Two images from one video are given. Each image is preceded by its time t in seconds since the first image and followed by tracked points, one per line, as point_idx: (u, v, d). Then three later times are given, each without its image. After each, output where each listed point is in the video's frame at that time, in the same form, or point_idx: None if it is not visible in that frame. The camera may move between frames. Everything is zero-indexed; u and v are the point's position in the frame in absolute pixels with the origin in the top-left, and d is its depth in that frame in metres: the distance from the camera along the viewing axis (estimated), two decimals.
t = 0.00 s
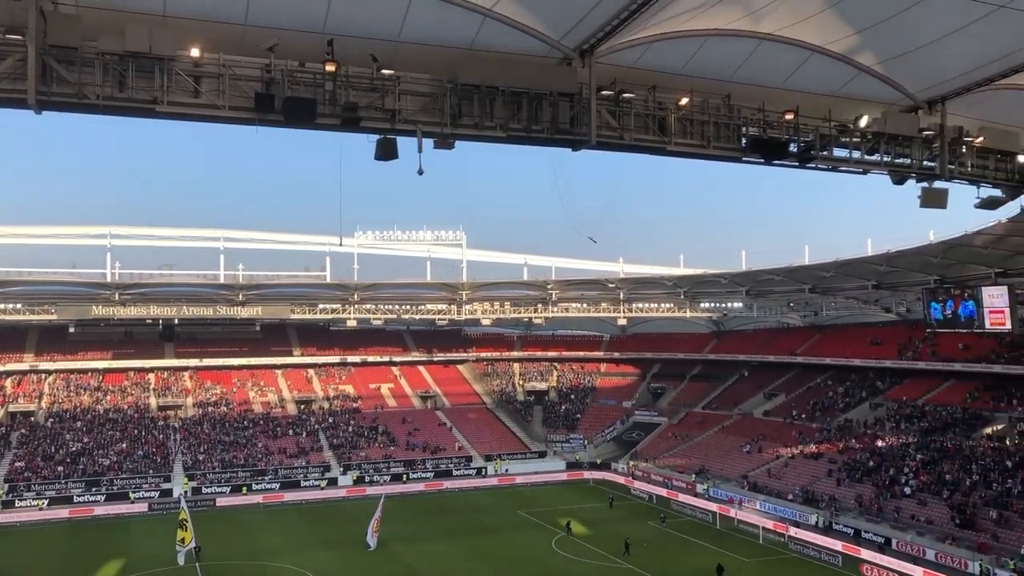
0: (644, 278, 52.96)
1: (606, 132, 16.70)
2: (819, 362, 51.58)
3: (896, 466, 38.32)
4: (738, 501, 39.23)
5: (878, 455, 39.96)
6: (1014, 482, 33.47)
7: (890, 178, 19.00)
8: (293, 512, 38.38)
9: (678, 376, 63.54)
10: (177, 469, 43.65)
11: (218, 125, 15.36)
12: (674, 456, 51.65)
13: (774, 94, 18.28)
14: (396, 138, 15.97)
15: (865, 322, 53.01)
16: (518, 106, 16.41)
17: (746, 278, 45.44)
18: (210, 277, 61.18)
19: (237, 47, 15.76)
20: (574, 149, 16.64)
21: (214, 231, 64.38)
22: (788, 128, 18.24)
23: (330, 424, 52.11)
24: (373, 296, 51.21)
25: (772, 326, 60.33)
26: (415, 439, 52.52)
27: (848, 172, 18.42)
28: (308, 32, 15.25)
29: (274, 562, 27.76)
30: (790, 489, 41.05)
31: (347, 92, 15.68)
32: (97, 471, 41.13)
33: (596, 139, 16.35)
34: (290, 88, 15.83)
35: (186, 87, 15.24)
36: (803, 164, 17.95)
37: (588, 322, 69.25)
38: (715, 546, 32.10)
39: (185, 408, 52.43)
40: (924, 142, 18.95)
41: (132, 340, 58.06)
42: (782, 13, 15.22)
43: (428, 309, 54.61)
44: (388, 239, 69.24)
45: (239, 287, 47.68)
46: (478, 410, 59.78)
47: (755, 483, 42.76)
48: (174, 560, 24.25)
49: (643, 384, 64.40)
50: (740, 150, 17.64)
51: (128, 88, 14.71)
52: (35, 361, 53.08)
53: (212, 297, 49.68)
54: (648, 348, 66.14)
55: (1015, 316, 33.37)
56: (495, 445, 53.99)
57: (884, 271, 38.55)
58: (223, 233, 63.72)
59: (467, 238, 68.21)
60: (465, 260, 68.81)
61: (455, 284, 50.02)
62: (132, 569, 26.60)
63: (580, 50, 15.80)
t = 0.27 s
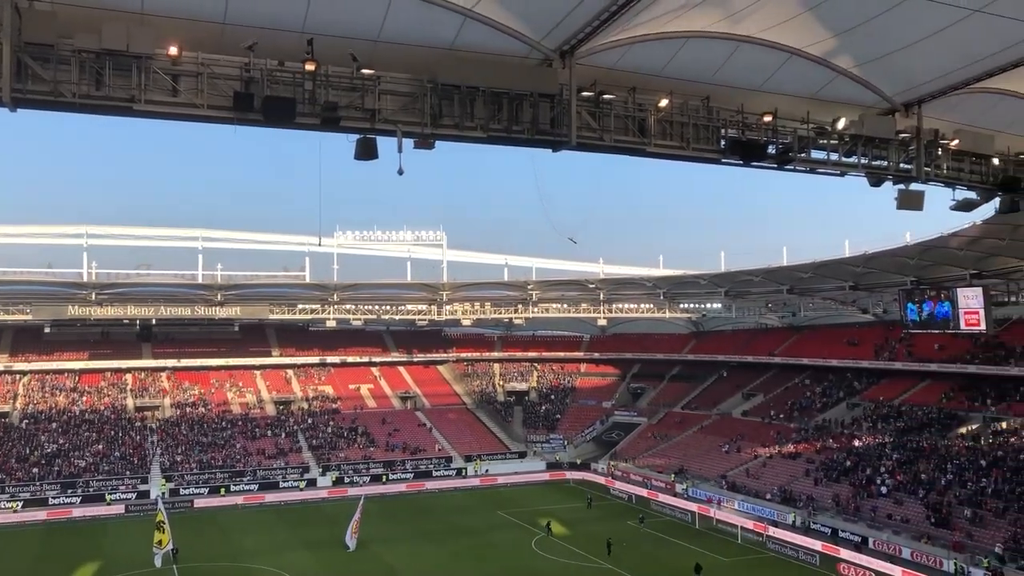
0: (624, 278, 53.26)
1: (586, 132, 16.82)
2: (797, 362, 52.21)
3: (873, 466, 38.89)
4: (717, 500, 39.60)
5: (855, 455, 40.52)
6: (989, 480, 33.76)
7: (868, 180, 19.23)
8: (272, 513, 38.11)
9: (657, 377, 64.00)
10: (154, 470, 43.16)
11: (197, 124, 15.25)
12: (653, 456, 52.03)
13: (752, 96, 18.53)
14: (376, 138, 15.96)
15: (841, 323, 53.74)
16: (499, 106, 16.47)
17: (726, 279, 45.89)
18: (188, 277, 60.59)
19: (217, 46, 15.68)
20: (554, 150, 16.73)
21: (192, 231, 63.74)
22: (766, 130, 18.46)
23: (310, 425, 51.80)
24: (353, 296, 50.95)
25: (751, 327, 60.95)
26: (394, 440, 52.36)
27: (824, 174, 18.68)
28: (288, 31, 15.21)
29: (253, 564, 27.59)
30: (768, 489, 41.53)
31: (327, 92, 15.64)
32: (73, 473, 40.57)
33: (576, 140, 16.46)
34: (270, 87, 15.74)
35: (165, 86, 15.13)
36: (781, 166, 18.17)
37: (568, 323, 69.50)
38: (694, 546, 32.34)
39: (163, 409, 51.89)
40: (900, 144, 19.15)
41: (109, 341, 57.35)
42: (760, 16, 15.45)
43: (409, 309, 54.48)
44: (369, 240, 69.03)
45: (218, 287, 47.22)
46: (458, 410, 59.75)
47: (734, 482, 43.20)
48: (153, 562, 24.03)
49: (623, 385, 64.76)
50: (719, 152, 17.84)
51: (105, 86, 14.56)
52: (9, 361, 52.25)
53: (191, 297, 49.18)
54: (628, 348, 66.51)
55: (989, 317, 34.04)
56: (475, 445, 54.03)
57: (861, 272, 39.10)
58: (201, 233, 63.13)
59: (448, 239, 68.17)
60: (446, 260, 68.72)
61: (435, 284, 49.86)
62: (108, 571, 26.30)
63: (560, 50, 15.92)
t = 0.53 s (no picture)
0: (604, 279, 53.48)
1: (567, 134, 16.93)
2: (776, 363, 52.78)
3: (850, 466, 39.41)
4: (696, 501, 39.90)
5: (833, 456, 41.05)
6: (964, 479, 34.18)
7: (845, 182, 19.46)
8: (251, 516, 37.80)
9: (637, 378, 64.41)
10: (131, 472, 42.61)
11: (174, 124, 15.14)
12: (633, 456, 52.34)
13: (732, 99, 18.72)
14: (356, 139, 15.95)
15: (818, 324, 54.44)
16: (479, 107, 16.51)
17: (705, 280, 46.29)
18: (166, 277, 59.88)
19: (195, 45, 15.58)
20: (535, 151, 16.83)
21: (170, 231, 62.93)
22: (745, 132, 18.68)
23: (289, 427, 51.43)
24: (334, 297, 50.62)
25: (730, 328, 61.50)
26: (374, 442, 52.16)
27: (802, 176, 18.93)
28: (268, 31, 15.16)
29: (231, 567, 27.38)
30: (748, 489, 41.95)
31: (307, 92, 15.60)
32: (48, 476, 39.97)
33: (556, 142, 16.56)
34: (249, 88, 15.66)
35: (142, 85, 15.00)
36: (759, 168, 18.38)
37: (549, 324, 69.65)
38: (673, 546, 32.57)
39: (140, 411, 51.28)
40: (877, 146, 19.36)
41: (85, 342, 56.55)
42: (738, 20, 15.66)
43: (389, 310, 54.27)
44: (349, 241, 68.69)
45: (196, 287, 46.66)
46: (438, 412, 59.64)
47: (713, 483, 43.59)
48: (130, 566, 23.78)
49: (603, 385, 65.04)
50: (698, 154, 18.03)
51: (81, 85, 14.41)
52: None
53: (169, 298, 48.59)
54: (609, 349, 66.81)
55: (964, 318, 34.72)
56: (456, 446, 54.01)
57: (839, 273, 39.60)
58: (180, 233, 62.36)
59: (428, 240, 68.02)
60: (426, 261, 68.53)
61: (416, 286, 49.59)
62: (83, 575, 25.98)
63: (541, 52, 16.02)
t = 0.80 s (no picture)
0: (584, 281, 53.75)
1: (547, 136, 17.03)
2: (754, 364, 53.38)
3: (828, 466, 39.95)
4: (675, 501, 40.20)
5: (811, 456, 41.59)
6: (939, 479, 34.71)
7: (823, 185, 19.64)
8: (228, 519, 37.45)
9: (616, 379, 64.78)
10: (107, 475, 42.04)
11: (151, 124, 15.02)
12: (612, 457, 52.65)
13: (711, 101, 18.94)
14: (335, 140, 15.93)
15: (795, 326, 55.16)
16: (459, 108, 16.55)
17: (684, 282, 46.74)
18: (143, 279, 59.19)
19: (173, 45, 15.47)
20: (515, 152, 16.94)
21: (147, 231, 62.17)
22: (723, 135, 18.90)
23: (268, 429, 51.04)
24: (312, 299, 50.35)
25: (708, 330, 62.05)
26: (354, 444, 51.92)
27: (779, 179, 19.17)
28: (248, 31, 15.10)
29: (208, 570, 27.15)
30: (726, 489, 42.38)
31: (286, 93, 15.55)
32: (22, 480, 39.36)
33: (536, 143, 16.67)
34: (227, 88, 15.57)
35: (119, 85, 14.86)
36: (737, 170, 18.60)
37: (528, 326, 69.80)
38: (653, 546, 32.81)
39: (117, 414, 50.68)
40: (854, 149, 19.63)
41: (60, 344, 55.74)
42: (717, 23, 15.88)
43: (368, 312, 54.11)
44: (329, 242, 68.37)
45: (173, 289, 46.17)
46: (418, 414, 59.52)
47: (692, 483, 43.99)
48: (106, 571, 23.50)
49: (583, 387, 65.32)
50: (677, 156, 18.22)
51: (56, 84, 14.24)
52: None
53: (145, 300, 48.05)
54: (588, 351, 67.11)
55: (940, 320, 35.39)
56: (435, 448, 53.99)
57: (816, 275, 40.15)
58: (157, 234, 61.68)
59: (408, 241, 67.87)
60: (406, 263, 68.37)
61: (396, 287, 49.40)
62: None
63: (520, 54, 16.11)
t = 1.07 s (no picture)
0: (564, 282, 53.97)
1: (526, 137, 17.13)
2: (733, 365, 53.91)
3: (805, 466, 40.51)
4: (654, 502, 40.45)
5: (789, 456, 42.11)
6: (915, 479, 35.30)
7: (801, 186, 19.91)
8: (206, 522, 37.08)
9: (596, 380, 65.09)
10: (82, 478, 41.46)
11: (128, 123, 14.90)
12: (592, 458, 52.91)
13: (689, 103, 19.17)
14: (314, 140, 15.91)
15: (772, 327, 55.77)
16: (439, 109, 16.59)
17: (663, 283, 47.13)
18: (119, 280, 58.49)
19: (150, 44, 15.35)
20: (494, 154, 17.03)
21: (123, 231, 61.42)
22: (702, 137, 19.11)
23: (246, 432, 50.57)
24: (291, 300, 50.01)
25: (688, 331, 62.55)
26: (333, 446, 51.66)
27: (757, 180, 19.42)
28: (226, 30, 15.03)
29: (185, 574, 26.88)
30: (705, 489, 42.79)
31: (264, 92, 15.50)
32: None
33: (516, 145, 16.77)
34: (205, 87, 15.47)
35: (95, 84, 14.72)
36: (716, 172, 18.81)
37: (508, 326, 69.88)
38: (633, 547, 33.03)
39: (92, 416, 50.03)
40: (832, 151, 19.93)
41: (34, 346, 54.90)
42: (695, 25, 16.07)
43: (347, 313, 53.90)
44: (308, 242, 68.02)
45: (150, 289, 45.68)
46: (398, 415, 59.33)
47: (672, 483, 44.35)
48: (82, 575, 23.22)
49: (563, 388, 65.53)
50: (656, 158, 18.40)
51: (31, 83, 14.06)
52: None
53: (122, 301, 47.49)
54: (568, 351, 67.33)
55: (915, 320, 36.03)
56: (415, 450, 53.88)
57: (793, 276, 40.65)
58: (134, 234, 60.97)
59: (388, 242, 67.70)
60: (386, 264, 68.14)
61: (376, 287, 49.18)
62: None
63: (500, 55, 16.18)
